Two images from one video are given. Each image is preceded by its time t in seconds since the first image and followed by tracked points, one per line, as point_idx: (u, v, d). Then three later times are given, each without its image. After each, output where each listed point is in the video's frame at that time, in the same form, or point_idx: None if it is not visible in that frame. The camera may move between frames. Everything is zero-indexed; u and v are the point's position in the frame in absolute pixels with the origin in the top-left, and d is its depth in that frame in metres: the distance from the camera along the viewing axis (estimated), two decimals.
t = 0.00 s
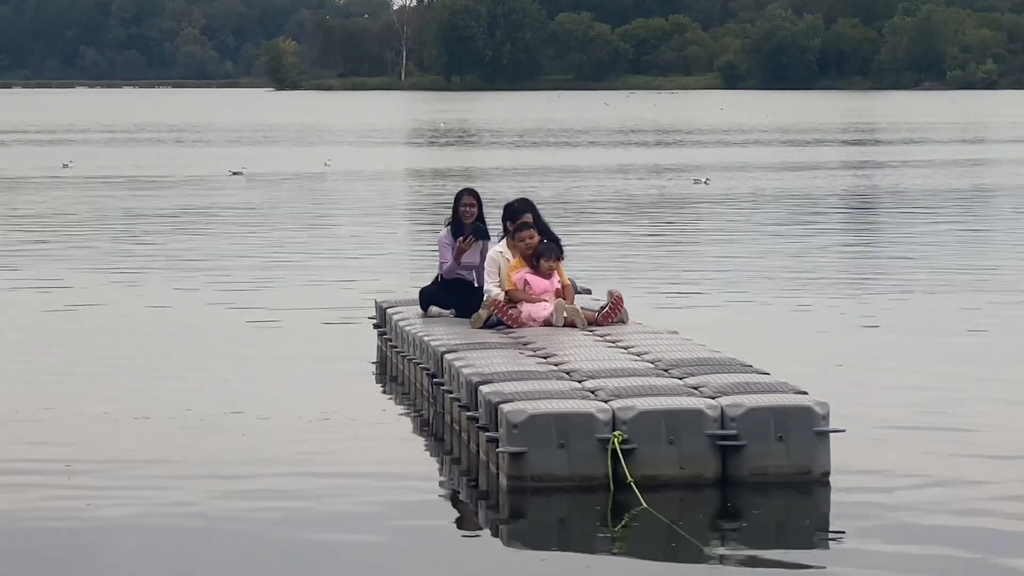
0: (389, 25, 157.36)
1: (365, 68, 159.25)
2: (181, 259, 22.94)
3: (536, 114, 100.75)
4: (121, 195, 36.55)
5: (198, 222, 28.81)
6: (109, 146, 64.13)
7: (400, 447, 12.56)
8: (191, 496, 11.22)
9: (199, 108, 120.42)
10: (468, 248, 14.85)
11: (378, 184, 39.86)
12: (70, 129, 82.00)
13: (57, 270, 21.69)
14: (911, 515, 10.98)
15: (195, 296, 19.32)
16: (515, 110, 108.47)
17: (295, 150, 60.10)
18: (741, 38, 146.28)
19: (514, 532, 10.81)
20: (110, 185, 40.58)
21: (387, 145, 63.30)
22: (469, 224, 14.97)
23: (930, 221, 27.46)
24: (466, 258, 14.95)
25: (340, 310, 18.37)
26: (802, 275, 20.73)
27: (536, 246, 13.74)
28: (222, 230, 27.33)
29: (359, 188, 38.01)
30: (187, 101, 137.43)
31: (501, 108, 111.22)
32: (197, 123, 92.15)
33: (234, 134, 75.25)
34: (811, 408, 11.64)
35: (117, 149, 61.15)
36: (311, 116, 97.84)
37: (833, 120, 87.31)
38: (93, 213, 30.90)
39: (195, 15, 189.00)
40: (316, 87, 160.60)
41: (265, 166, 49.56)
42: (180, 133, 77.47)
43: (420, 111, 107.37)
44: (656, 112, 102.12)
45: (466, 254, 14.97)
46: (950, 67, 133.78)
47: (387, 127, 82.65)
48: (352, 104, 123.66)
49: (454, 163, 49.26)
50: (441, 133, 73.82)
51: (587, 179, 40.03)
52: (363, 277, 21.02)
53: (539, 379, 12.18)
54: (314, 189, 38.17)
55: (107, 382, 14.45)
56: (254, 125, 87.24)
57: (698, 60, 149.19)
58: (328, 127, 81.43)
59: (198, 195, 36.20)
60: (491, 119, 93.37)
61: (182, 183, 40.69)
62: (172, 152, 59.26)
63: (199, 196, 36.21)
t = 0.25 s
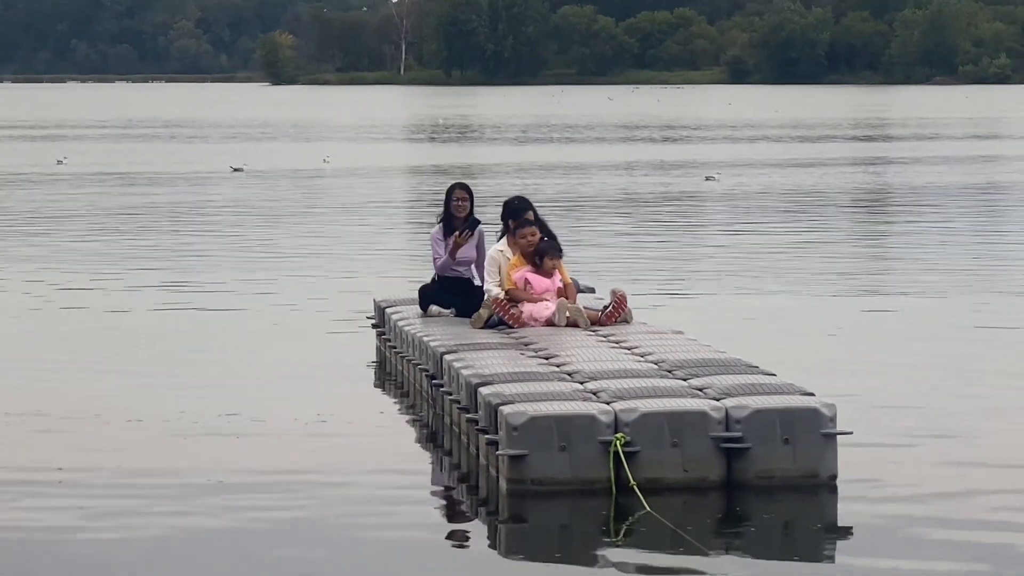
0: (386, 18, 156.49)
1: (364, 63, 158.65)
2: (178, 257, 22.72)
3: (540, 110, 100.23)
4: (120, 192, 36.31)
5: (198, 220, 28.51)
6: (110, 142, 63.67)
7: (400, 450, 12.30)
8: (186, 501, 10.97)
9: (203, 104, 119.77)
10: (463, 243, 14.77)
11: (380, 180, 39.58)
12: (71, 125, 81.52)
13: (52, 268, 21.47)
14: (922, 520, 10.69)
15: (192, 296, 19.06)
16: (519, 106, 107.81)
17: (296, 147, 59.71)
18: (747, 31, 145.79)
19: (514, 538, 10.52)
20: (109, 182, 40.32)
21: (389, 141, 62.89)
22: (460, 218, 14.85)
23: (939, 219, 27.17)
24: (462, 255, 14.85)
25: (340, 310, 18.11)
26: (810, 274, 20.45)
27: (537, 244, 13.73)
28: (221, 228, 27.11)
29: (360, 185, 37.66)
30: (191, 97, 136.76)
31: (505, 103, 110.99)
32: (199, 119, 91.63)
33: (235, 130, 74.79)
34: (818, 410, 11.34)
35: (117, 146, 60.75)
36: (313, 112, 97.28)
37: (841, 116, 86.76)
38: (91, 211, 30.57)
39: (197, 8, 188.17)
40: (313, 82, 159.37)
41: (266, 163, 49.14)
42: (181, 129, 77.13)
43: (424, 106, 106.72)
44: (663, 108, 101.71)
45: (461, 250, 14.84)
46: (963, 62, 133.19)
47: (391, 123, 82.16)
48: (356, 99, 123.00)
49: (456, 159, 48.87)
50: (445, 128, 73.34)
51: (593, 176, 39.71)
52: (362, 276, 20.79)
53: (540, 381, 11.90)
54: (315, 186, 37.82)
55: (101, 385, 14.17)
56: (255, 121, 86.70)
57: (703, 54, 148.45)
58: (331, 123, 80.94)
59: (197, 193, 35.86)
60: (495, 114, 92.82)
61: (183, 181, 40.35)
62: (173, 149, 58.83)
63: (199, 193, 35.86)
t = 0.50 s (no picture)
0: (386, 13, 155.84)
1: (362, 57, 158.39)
2: (176, 255, 22.54)
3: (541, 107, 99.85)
4: (118, 190, 36.09)
5: (198, 218, 28.33)
6: (111, 140, 63.42)
7: (400, 452, 12.14)
8: (182, 502, 10.81)
9: (203, 100, 119.29)
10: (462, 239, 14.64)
11: (382, 178, 39.36)
12: (71, 122, 81.23)
13: (47, 266, 21.28)
14: (937, 524, 10.46)
15: (190, 295, 18.86)
16: (522, 102, 107.38)
17: (297, 143, 59.44)
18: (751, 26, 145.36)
19: (513, 540, 10.32)
20: (110, 179, 40.12)
21: (390, 138, 62.59)
22: (457, 214, 14.78)
23: (946, 217, 26.99)
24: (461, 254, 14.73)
25: (341, 310, 17.97)
26: (815, 273, 20.28)
27: (539, 244, 13.57)
28: (222, 225, 26.94)
29: (360, 182, 37.48)
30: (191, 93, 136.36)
31: (505, 99, 110.64)
32: (200, 115, 91.36)
33: (235, 127, 74.53)
34: (823, 410, 11.14)
35: (118, 143, 60.55)
36: (315, 109, 96.93)
37: (847, 112, 86.38)
38: (90, 209, 30.40)
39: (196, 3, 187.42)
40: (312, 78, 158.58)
41: (268, 160, 48.92)
42: (181, 126, 76.82)
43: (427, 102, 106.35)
44: (667, 104, 101.36)
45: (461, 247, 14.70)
46: (973, 57, 132.72)
47: (391, 120, 81.89)
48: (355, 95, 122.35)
49: (457, 156, 48.64)
50: (446, 126, 73.08)
51: (597, 173, 39.49)
52: (362, 275, 20.63)
53: (540, 381, 11.71)
54: (316, 183, 37.60)
55: (98, 385, 13.99)
56: (256, 117, 86.34)
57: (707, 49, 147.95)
58: (333, 120, 80.65)
59: (197, 190, 35.68)
60: (497, 111, 92.52)
61: (183, 178, 40.15)
62: (172, 146, 58.59)
63: (199, 190, 35.68)
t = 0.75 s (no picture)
0: (387, 9, 155.06)
1: (364, 54, 157.66)
2: (177, 256, 22.38)
3: (544, 104, 99.32)
4: (118, 189, 35.94)
5: (199, 218, 28.12)
6: (111, 138, 63.06)
7: (403, 453, 12.02)
8: (182, 505, 10.69)
9: (204, 97, 118.64)
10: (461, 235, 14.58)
11: (383, 176, 39.17)
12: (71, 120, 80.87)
13: (48, 266, 21.13)
14: (943, 528, 10.35)
15: (188, 296, 18.74)
16: (526, 100, 106.98)
17: (298, 142, 59.08)
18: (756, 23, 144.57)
19: (515, 544, 10.21)
20: (111, 177, 39.88)
21: (392, 137, 62.25)
22: (454, 213, 14.71)
23: (953, 217, 26.79)
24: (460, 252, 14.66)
25: (342, 310, 17.82)
26: (822, 273, 20.12)
27: (542, 243, 13.50)
28: (222, 225, 26.75)
29: (361, 182, 37.23)
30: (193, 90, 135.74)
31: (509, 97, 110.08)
32: (201, 113, 90.91)
33: (236, 125, 74.17)
34: (828, 412, 11.01)
35: (119, 142, 60.18)
36: (316, 107, 96.61)
37: (852, 110, 85.88)
38: (89, 209, 30.21)
39: None
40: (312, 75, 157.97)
41: (268, 159, 48.58)
42: (182, 125, 76.61)
43: (429, 100, 105.78)
44: (671, 103, 100.86)
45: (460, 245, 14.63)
46: (979, 54, 131.96)
47: (393, 117, 81.45)
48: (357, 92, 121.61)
49: (458, 156, 48.33)
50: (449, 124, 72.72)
51: (600, 172, 39.27)
52: (362, 275, 20.49)
53: (541, 382, 11.58)
54: (317, 183, 37.37)
55: (96, 386, 13.86)
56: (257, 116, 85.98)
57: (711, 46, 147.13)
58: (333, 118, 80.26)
59: (198, 189, 35.45)
60: (500, 108, 92.07)
61: (183, 177, 39.89)
62: (172, 144, 58.23)
63: (199, 189, 35.45)
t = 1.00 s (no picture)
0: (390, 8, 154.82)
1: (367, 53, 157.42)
2: (179, 256, 22.29)
3: (547, 103, 99.11)
4: (118, 188, 35.88)
5: (200, 218, 28.03)
6: (112, 138, 62.94)
7: (404, 455, 11.92)
8: (182, 507, 10.61)
9: (206, 96, 118.33)
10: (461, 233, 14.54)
11: (385, 176, 39.09)
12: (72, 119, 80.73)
13: (49, 267, 21.04)
14: (946, 530, 10.26)
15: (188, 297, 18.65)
16: (530, 99, 106.87)
17: (300, 141, 58.97)
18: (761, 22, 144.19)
19: (517, 546, 10.10)
20: (112, 178, 39.77)
21: (394, 136, 62.11)
22: (453, 214, 14.68)
23: (958, 216, 26.69)
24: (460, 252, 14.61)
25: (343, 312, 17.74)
26: (826, 274, 20.03)
27: (543, 242, 13.44)
28: (224, 225, 26.66)
29: (363, 181, 37.14)
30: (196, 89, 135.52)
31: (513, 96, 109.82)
32: (202, 113, 90.76)
33: (238, 124, 74.02)
34: (832, 413, 10.90)
35: (121, 142, 60.06)
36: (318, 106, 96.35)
37: (856, 109, 85.72)
38: (89, 209, 30.13)
39: None
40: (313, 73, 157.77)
41: (270, 159, 48.45)
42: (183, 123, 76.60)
43: (431, 99, 105.64)
44: (675, 101, 100.69)
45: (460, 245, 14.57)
46: (986, 52, 131.62)
47: (395, 116, 81.30)
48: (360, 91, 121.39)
49: (459, 155, 48.20)
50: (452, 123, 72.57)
51: (604, 172, 39.14)
52: (363, 276, 20.42)
53: (543, 384, 11.47)
54: (319, 182, 37.27)
55: (95, 389, 13.78)
56: (258, 115, 85.84)
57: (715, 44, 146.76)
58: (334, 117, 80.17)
59: (200, 189, 35.36)
60: (503, 107, 91.92)
61: (185, 177, 39.77)
62: (173, 144, 58.10)
63: (201, 189, 35.36)
